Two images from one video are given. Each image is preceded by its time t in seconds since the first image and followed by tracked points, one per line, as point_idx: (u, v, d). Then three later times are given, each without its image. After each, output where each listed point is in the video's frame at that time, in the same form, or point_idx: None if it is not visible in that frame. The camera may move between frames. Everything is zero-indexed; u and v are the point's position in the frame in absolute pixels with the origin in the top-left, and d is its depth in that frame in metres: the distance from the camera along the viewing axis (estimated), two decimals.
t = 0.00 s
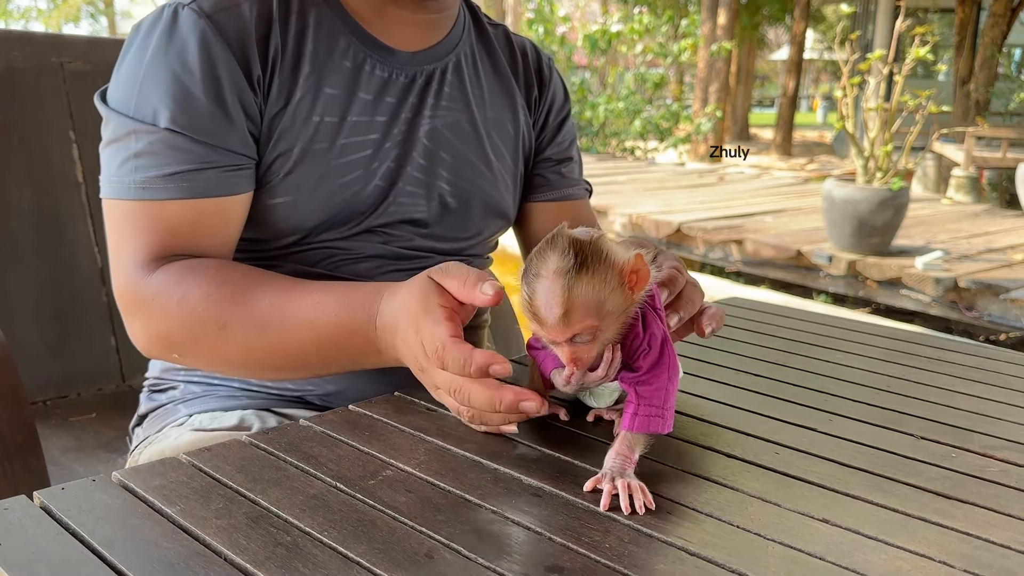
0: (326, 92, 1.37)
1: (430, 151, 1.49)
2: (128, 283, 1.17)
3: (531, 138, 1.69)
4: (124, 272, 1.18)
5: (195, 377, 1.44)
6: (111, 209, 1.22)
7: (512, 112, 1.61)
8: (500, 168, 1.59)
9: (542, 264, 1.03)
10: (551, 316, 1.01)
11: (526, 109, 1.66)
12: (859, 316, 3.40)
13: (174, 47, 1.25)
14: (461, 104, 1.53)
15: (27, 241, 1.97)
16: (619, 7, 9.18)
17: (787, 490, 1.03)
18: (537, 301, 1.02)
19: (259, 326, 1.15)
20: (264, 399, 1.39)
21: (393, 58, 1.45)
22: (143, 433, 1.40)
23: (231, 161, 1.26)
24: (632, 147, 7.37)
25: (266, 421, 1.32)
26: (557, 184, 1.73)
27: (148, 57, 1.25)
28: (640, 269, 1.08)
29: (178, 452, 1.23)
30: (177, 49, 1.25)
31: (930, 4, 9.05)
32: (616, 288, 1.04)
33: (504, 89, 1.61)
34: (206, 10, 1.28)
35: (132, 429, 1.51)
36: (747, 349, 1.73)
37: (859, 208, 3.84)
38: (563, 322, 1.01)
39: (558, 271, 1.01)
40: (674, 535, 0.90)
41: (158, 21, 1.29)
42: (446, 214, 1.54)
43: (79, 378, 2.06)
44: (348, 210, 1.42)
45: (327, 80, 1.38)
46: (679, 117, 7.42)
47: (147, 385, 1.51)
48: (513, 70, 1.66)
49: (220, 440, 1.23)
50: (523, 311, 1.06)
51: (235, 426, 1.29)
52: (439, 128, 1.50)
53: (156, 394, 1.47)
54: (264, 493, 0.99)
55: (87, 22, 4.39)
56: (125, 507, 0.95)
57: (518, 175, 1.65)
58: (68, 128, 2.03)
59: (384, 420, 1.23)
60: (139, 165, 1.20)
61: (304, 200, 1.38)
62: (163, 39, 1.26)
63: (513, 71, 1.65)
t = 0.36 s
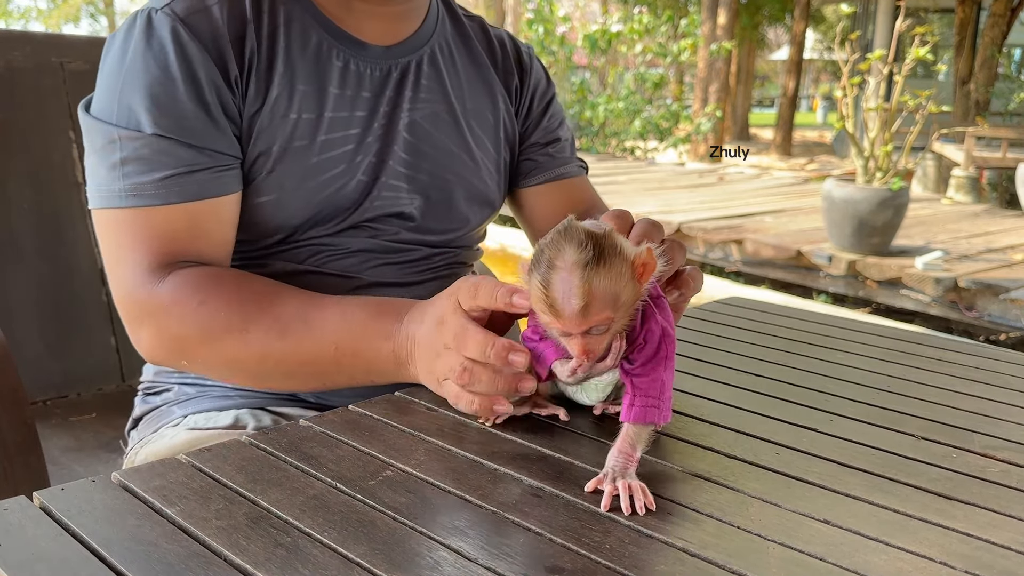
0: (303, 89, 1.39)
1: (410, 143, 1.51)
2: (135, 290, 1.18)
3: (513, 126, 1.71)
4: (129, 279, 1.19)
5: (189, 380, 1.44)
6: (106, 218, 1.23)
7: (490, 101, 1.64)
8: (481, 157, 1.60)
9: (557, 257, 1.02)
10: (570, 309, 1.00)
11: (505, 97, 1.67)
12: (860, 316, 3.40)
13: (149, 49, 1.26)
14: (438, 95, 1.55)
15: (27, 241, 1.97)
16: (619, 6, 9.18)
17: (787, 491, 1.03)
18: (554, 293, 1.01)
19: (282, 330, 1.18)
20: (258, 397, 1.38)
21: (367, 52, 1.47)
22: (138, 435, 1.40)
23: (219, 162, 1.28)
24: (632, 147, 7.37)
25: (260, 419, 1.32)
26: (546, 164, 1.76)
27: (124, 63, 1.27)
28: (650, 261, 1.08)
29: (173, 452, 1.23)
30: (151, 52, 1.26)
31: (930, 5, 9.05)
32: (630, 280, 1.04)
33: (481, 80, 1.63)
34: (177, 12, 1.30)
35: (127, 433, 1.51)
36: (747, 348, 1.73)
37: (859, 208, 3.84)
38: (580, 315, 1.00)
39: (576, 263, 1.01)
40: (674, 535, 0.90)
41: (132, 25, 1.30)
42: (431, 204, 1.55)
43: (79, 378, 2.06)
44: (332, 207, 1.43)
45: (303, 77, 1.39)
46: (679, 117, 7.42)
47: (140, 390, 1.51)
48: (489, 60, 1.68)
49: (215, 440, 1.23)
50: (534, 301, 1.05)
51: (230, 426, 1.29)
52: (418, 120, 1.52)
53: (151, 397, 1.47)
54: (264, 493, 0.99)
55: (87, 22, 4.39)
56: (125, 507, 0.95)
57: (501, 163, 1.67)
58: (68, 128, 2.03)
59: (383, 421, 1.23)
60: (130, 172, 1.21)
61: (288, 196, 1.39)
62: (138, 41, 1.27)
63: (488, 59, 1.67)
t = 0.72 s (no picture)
0: (306, 86, 1.40)
1: (413, 140, 1.52)
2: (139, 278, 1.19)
3: (515, 126, 1.72)
4: (133, 268, 1.20)
5: (188, 381, 1.44)
6: (109, 211, 1.24)
7: (491, 100, 1.65)
8: (483, 155, 1.62)
9: (565, 241, 1.04)
10: (584, 292, 1.02)
11: (506, 96, 1.69)
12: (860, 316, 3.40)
13: (153, 45, 1.28)
14: (440, 94, 1.56)
15: (27, 241, 1.97)
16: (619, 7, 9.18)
17: (787, 491, 1.03)
18: (567, 277, 1.02)
19: (289, 310, 1.21)
20: (259, 400, 1.39)
21: (369, 50, 1.48)
22: (138, 437, 1.40)
23: (224, 156, 1.30)
24: (632, 147, 7.37)
25: (260, 422, 1.32)
26: (550, 165, 1.78)
27: (127, 57, 1.28)
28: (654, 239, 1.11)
29: (171, 455, 1.23)
30: (155, 49, 1.27)
31: (930, 5, 9.05)
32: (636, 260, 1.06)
33: (482, 79, 1.65)
34: (182, 10, 1.32)
35: (126, 433, 1.51)
36: (747, 348, 1.74)
37: (859, 208, 3.84)
38: (595, 297, 1.02)
39: (586, 247, 1.02)
40: (675, 536, 0.90)
41: (136, 22, 1.31)
42: (434, 203, 1.56)
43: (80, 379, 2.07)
44: (334, 205, 1.45)
45: (306, 74, 1.40)
46: (679, 117, 7.42)
47: (140, 391, 1.52)
48: (491, 59, 1.69)
49: (213, 443, 1.23)
50: (543, 285, 1.06)
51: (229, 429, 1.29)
52: (421, 118, 1.53)
53: (150, 398, 1.47)
54: (264, 493, 0.99)
55: (87, 22, 4.39)
56: (126, 507, 0.95)
57: (502, 161, 1.69)
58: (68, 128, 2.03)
59: (383, 421, 1.23)
60: (134, 165, 1.22)
61: (291, 194, 1.40)
62: (142, 38, 1.29)
63: (489, 58, 1.69)
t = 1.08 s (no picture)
0: (325, 89, 1.41)
1: (428, 145, 1.54)
2: (151, 277, 1.20)
3: (526, 130, 1.76)
4: (145, 267, 1.20)
5: (195, 381, 1.45)
6: (121, 208, 1.24)
7: (504, 106, 1.68)
8: (493, 160, 1.64)
9: (596, 271, 1.08)
10: (614, 320, 1.07)
11: (519, 102, 1.73)
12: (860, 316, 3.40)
13: (175, 43, 1.28)
14: (455, 99, 1.59)
15: (27, 241, 1.97)
16: (619, 6, 9.18)
17: (787, 491, 1.03)
18: (599, 307, 1.07)
19: (303, 310, 1.21)
20: (266, 401, 1.39)
21: (389, 54, 1.50)
22: (143, 435, 1.41)
23: (240, 157, 1.30)
24: (632, 147, 7.37)
25: (265, 422, 1.33)
26: (560, 166, 1.81)
27: (147, 54, 1.28)
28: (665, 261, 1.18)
29: (176, 453, 1.24)
30: (177, 48, 1.28)
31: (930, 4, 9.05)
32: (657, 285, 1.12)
33: (496, 85, 1.68)
34: (204, 8, 1.32)
35: (131, 432, 1.52)
36: (747, 348, 1.74)
37: (859, 208, 3.85)
38: (626, 325, 1.08)
39: (617, 277, 1.07)
40: (675, 536, 0.90)
41: (156, 18, 1.32)
42: (446, 208, 1.58)
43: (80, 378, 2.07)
44: (347, 208, 1.46)
45: (326, 77, 1.41)
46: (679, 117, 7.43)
47: (146, 389, 1.53)
48: (504, 65, 1.73)
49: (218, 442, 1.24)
50: (571, 314, 1.11)
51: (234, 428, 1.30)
52: (435, 123, 1.55)
53: (156, 397, 1.49)
54: (264, 493, 0.99)
55: (87, 22, 4.39)
56: (126, 507, 0.95)
57: (513, 166, 1.72)
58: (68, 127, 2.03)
59: (383, 421, 1.23)
60: (150, 164, 1.22)
61: (303, 197, 1.41)
62: (164, 35, 1.29)
63: (501, 64, 1.73)
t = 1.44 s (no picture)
0: (335, 96, 1.41)
1: (436, 152, 1.55)
2: (161, 280, 1.20)
3: (536, 133, 1.77)
4: (153, 271, 1.20)
5: (197, 380, 1.45)
6: (129, 213, 1.23)
7: (513, 112, 1.69)
8: (501, 167, 1.65)
9: (604, 245, 1.09)
10: (617, 295, 1.07)
11: (530, 107, 1.74)
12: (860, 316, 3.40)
13: (186, 49, 1.27)
14: (464, 106, 1.59)
15: (26, 241, 1.97)
16: (619, 6, 9.17)
17: (787, 491, 1.03)
18: (602, 280, 1.07)
19: (314, 309, 1.22)
20: (267, 402, 1.39)
21: (400, 61, 1.50)
22: (144, 434, 1.41)
23: (247, 165, 1.30)
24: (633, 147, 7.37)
25: (266, 422, 1.32)
26: (579, 164, 1.83)
27: (157, 59, 1.27)
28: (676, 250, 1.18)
29: (177, 453, 1.24)
30: (187, 54, 1.27)
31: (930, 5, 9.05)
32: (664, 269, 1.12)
33: (505, 91, 1.68)
34: (215, 14, 1.31)
35: (132, 430, 1.52)
36: (747, 348, 1.73)
37: (859, 208, 3.85)
38: (628, 301, 1.07)
39: (623, 253, 1.07)
40: (675, 536, 0.90)
41: (166, 22, 1.31)
42: (453, 214, 1.58)
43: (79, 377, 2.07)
44: (353, 214, 1.47)
45: (336, 84, 1.41)
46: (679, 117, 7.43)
47: (148, 388, 1.53)
48: (515, 69, 1.73)
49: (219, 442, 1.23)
50: (574, 288, 1.11)
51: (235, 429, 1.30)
52: (443, 130, 1.56)
53: (157, 396, 1.49)
54: (264, 493, 0.99)
55: (86, 22, 4.40)
56: (126, 508, 0.95)
57: (522, 170, 1.72)
58: (68, 128, 2.03)
59: (383, 421, 1.23)
60: (158, 171, 1.22)
61: (309, 205, 1.42)
62: (174, 40, 1.28)
63: (513, 69, 1.73)
